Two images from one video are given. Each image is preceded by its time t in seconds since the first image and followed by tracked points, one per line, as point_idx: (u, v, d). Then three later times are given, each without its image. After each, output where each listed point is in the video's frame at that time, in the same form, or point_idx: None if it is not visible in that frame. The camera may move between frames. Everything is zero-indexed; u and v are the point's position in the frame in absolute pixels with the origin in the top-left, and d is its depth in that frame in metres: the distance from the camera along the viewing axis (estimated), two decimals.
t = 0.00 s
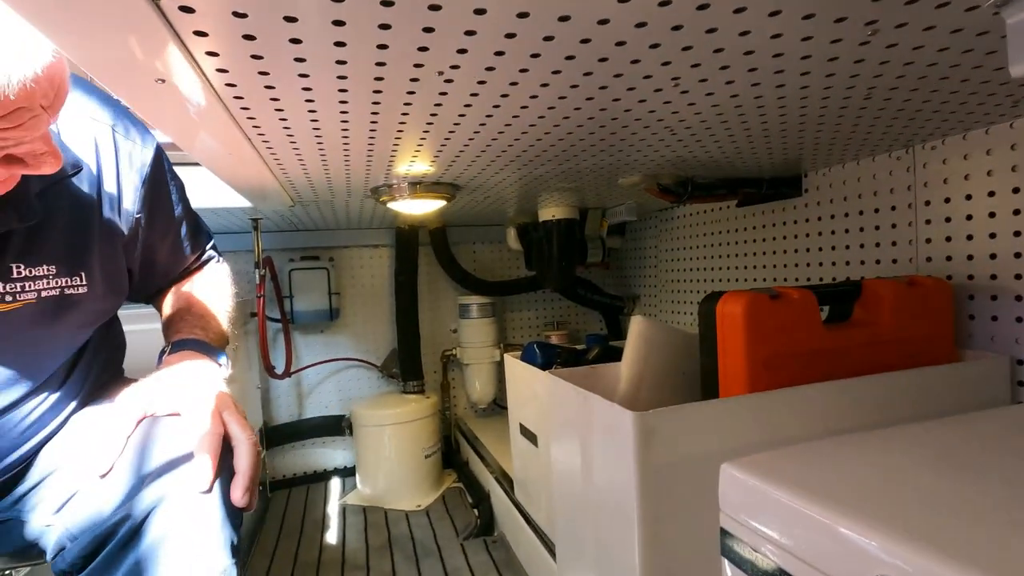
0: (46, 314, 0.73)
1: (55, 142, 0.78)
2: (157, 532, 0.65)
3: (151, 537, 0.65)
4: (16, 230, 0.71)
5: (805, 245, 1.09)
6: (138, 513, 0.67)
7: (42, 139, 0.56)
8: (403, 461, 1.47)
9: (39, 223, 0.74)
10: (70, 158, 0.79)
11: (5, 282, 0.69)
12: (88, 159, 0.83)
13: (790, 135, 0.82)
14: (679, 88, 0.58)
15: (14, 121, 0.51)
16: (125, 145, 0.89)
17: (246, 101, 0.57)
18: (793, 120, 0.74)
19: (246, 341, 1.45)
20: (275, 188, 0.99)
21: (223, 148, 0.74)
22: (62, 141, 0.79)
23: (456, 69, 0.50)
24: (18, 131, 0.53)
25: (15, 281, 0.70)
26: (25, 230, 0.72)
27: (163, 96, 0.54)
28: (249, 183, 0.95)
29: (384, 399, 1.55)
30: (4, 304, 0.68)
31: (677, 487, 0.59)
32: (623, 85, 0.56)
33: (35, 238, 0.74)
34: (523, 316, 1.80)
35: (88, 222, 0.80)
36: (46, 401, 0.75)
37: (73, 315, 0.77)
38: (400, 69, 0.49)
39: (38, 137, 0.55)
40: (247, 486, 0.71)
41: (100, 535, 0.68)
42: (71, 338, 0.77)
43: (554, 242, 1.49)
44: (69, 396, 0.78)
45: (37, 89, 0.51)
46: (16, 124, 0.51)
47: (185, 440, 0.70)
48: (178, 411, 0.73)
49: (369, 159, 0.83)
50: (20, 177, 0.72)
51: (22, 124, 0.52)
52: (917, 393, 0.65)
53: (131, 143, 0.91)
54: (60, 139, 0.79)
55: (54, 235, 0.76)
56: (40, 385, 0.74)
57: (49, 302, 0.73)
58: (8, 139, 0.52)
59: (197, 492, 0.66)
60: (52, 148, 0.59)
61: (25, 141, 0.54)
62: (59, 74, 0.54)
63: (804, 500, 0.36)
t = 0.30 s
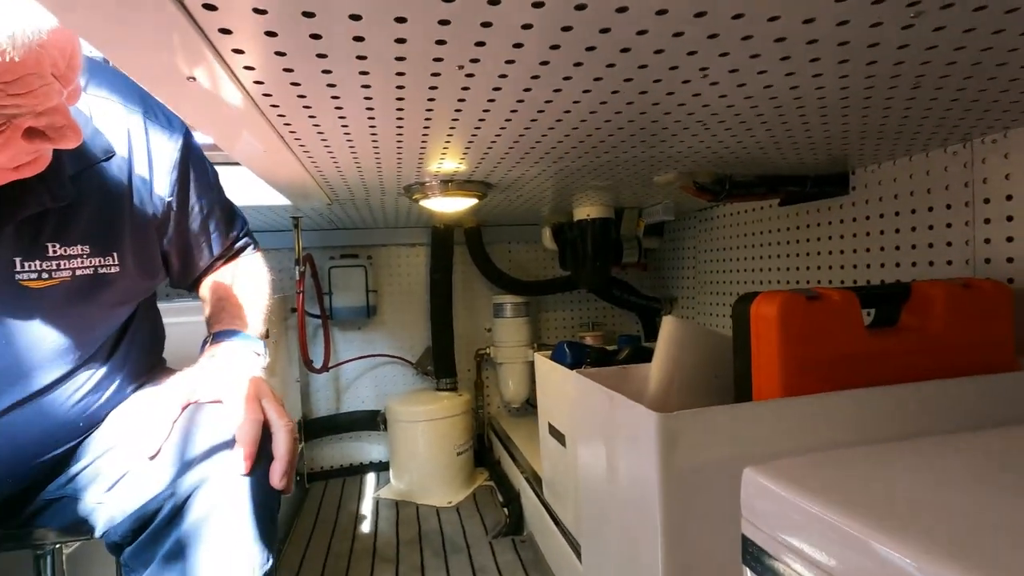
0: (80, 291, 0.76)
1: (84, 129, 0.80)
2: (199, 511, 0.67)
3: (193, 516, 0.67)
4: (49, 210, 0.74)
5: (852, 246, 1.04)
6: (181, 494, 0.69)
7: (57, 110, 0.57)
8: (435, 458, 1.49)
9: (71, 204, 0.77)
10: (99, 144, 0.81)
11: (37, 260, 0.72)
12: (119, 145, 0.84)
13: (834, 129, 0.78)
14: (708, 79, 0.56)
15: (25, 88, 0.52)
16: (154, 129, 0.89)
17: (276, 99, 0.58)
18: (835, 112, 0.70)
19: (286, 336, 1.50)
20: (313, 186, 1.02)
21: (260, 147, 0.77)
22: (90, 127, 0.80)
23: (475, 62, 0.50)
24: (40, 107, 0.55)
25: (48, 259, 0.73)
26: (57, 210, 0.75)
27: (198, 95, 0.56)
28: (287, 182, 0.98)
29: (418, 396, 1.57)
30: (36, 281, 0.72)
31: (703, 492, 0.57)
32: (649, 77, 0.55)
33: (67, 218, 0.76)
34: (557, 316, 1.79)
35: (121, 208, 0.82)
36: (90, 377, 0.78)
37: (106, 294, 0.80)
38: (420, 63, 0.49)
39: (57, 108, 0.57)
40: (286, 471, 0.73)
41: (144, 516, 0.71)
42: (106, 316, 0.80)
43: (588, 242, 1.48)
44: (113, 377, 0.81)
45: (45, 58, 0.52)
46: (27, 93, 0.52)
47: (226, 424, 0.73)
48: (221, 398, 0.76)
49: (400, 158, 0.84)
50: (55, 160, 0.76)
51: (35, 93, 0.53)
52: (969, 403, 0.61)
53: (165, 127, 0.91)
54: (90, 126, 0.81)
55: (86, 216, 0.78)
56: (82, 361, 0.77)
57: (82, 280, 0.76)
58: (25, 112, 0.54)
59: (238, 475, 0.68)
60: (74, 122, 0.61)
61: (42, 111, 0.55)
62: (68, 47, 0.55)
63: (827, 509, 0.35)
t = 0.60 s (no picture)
0: (138, 276, 0.77)
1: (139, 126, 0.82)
2: (259, 472, 0.69)
3: (252, 478, 0.69)
4: (110, 198, 0.75)
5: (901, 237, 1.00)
6: (245, 455, 0.71)
7: (114, 106, 0.57)
8: (471, 450, 1.51)
9: (128, 192, 0.78)
10: (153, 139, 0.83)
11: (101, 245, 0.73)
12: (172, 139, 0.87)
13: (882, 115, 0.75)
14: (745, 63, 0.55)
15: (85, 85, 0.51)
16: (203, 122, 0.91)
17: (320, 91, 0.60)
18: (883, 97, 0.67)
19: (329, 328, 1.55)
20: (355, 181, 1.05)
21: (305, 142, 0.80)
22: (144, 123, 0.83)
23: (510, 49, 0.50)
24: (101, 104, 0.55)
25: (111, 246, 0.74)
26: (117, 197, 0.76)
27: (250, 88, 0.59)
28: (330, 176, 1.01)
29: (456, 389, 1.59)
30: (102, 265, 0.73)
31: (739, 481, 0.57)
32: (684, 61, 0.54)
33: (126, 202, 0.77)
34: (593, 312, 1.78)
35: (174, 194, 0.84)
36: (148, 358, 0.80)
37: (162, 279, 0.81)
38: (457, 52, 0.51)
39: (113, 103, 0.57)
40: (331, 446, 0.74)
41: (206, 481, 0.73)
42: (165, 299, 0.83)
43: (625, 237, 1.46)
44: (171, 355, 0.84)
45: (103, 56, 0.51)
46: (85, 90, 0.51)
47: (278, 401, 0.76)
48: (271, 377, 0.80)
49: (437, 150, 0.86)
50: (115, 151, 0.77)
51: (93, 89, 0.52)
52: None
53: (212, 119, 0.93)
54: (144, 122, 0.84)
55: (142, 203, 0.79)
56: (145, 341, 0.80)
57: (139, 265, 0.77)
58: (88, 108, 0.53)
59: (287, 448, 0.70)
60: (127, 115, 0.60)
61: (101, 106, 0.55)
62: (122, 41, 0.54)
63: (871, 491, 0.34)
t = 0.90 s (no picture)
0: (172, 260, 0.79)
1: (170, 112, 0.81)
2: (312, 429, 0.70)
3: (305, 435, 0.70)
4: (147, 181, 0.76)
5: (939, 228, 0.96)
6: (296, 412, 0.71)
7: (143, 86, 0.56)
8: (494, 445, 1.51)
9: (161, 177, 0.78)
10: (185, 125, 0.82)
11: (135, 229, 0.74)
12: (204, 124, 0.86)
13: (918, 101, 0.73)
14: (774, 36, 0.53)
15: (110, 62, 0.50)
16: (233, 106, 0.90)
17: (353, 83, 0.63)
18: (921, 76, 0.65)
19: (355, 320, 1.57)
20: (380, 171, 1.06)
21: (333, 132, 0.81)
22: (176, 108, 0.82)
23: (532, 22, 0.49)
24: (129, 83, 0.54)
25: (143, 230, 0.75)
26: (151, 180, 0.77)
27: (282, 73, 0.60)
28: (357, 167, 1.03)
29: (479, 382, 1.59)
30: (135, 249, 0.74)
31: (764, 466, 0.55)
32: (710, 35, 0.52)
33: (159, 186, 0.78)
34: (618, 308, 1.77)
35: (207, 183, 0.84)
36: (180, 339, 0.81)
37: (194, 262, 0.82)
38: (478, 25, 0.50)
39: (144, 84, 0.56)
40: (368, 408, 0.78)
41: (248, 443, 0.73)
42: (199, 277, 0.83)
43: (650, 230, 1.44)
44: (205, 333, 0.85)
45: (129, 34, 0.51)
46: (110, 69, 0.50)
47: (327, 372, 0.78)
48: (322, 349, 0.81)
49: (461, 140, 0.87)
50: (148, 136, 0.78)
51: (120, 68, 0.51)
52: None
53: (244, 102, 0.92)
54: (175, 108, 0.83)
55: (174, 189, 0.80)
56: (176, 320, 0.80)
57: (172, 249, 0.78)
58: (116, 87, 0.53)
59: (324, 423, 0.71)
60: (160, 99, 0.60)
61: (131, 88, 0.55)
62: (152, 21, 0.54)
63: (924, 472, 0.32)
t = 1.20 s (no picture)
0: (154, 251, 0.73)
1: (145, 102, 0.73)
2: (299, 420, 0.68)
3: (289, 425, 0.68)
4: (114, 177, 0.69)
5: (942, 225, 0.94)
6: (276, 401, 0.69)
7: (109, 81, 0.56)
8: (494, 444, 1.50)
9: (135, 171, 0.71)
10: (163, 116, 0.74)
11: (115, 220, 0.70)
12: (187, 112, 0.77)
13: (918, 92, 0.70)
14: (762, 19, 0.51)
15: (69, 58, 0.50)
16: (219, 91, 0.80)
17: (343, 84, 0.64)
18: (919, 64, 0.62)
19: (354, 318, 1.57)
20: (375, 167, 1.06)
21: (323, 128, 0.80)
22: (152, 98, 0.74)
23: (510, 5, 0.47)
24: (93, 78, 0.54)
25: (122, 222, 0.70)
26: (123, 176, 0.70)
27: (265, 70, 0.60)
28: (353, 164, 1.02)
29: (479, 381, 1.58)
30: (115, 241, 0.70)
31: (753, 465, 0.54)
32: (696, 18, 0.50)
33: (136, 179, 0.71)
34: (620, 308, 1.75)
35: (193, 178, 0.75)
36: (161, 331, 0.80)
37: (178, 253, 0.76)
38: (456, 9, 0.48)
39: (108, 78, 0.56)
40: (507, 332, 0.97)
41: (226, 436, 0.71)
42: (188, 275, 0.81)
43: (651, 228, 1.42)
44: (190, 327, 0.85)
45: (86, 30, 0.50)
46: (68, 65, 0.50)
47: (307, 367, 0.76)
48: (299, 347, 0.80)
49: (454, 135, 0.86)
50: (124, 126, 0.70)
51: (77, 65, 0.51)
52: None
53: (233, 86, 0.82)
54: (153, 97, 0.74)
55: (151, 183, 0.72)
56: (157, 317, 0.79)
57: (152, 243, 0.73)
58: (78, 83, 0.53)
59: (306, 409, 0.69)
60: (128, 92, 0.60)
61: (95, 82, 0.55)
62: (109, 12, 0.53)
63: (914, 468, 0.30)
